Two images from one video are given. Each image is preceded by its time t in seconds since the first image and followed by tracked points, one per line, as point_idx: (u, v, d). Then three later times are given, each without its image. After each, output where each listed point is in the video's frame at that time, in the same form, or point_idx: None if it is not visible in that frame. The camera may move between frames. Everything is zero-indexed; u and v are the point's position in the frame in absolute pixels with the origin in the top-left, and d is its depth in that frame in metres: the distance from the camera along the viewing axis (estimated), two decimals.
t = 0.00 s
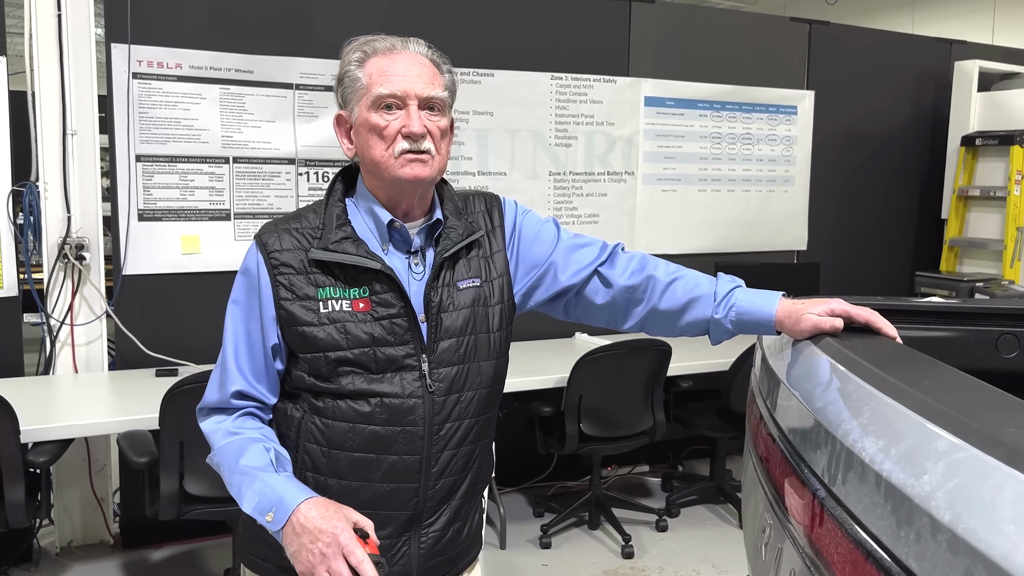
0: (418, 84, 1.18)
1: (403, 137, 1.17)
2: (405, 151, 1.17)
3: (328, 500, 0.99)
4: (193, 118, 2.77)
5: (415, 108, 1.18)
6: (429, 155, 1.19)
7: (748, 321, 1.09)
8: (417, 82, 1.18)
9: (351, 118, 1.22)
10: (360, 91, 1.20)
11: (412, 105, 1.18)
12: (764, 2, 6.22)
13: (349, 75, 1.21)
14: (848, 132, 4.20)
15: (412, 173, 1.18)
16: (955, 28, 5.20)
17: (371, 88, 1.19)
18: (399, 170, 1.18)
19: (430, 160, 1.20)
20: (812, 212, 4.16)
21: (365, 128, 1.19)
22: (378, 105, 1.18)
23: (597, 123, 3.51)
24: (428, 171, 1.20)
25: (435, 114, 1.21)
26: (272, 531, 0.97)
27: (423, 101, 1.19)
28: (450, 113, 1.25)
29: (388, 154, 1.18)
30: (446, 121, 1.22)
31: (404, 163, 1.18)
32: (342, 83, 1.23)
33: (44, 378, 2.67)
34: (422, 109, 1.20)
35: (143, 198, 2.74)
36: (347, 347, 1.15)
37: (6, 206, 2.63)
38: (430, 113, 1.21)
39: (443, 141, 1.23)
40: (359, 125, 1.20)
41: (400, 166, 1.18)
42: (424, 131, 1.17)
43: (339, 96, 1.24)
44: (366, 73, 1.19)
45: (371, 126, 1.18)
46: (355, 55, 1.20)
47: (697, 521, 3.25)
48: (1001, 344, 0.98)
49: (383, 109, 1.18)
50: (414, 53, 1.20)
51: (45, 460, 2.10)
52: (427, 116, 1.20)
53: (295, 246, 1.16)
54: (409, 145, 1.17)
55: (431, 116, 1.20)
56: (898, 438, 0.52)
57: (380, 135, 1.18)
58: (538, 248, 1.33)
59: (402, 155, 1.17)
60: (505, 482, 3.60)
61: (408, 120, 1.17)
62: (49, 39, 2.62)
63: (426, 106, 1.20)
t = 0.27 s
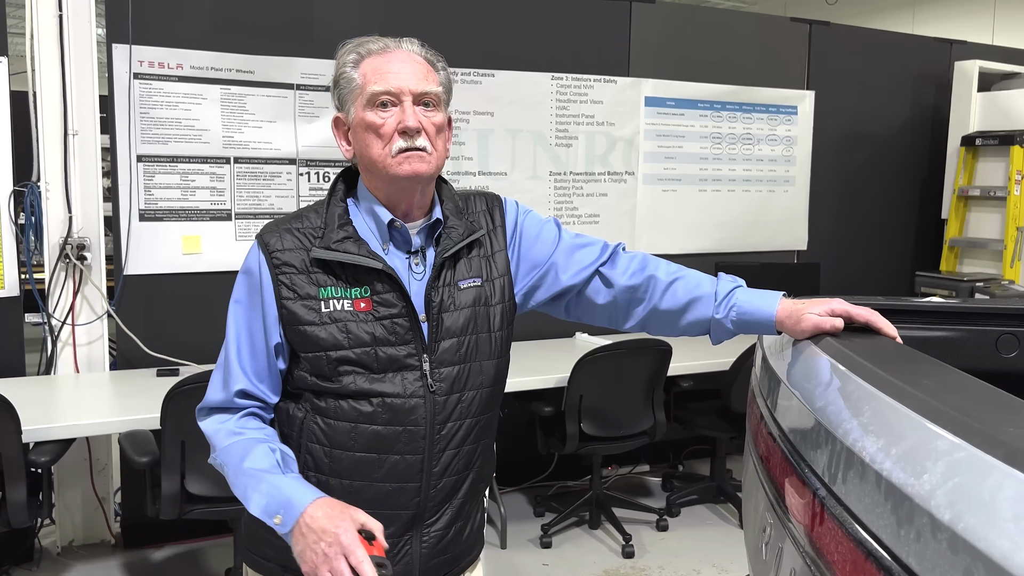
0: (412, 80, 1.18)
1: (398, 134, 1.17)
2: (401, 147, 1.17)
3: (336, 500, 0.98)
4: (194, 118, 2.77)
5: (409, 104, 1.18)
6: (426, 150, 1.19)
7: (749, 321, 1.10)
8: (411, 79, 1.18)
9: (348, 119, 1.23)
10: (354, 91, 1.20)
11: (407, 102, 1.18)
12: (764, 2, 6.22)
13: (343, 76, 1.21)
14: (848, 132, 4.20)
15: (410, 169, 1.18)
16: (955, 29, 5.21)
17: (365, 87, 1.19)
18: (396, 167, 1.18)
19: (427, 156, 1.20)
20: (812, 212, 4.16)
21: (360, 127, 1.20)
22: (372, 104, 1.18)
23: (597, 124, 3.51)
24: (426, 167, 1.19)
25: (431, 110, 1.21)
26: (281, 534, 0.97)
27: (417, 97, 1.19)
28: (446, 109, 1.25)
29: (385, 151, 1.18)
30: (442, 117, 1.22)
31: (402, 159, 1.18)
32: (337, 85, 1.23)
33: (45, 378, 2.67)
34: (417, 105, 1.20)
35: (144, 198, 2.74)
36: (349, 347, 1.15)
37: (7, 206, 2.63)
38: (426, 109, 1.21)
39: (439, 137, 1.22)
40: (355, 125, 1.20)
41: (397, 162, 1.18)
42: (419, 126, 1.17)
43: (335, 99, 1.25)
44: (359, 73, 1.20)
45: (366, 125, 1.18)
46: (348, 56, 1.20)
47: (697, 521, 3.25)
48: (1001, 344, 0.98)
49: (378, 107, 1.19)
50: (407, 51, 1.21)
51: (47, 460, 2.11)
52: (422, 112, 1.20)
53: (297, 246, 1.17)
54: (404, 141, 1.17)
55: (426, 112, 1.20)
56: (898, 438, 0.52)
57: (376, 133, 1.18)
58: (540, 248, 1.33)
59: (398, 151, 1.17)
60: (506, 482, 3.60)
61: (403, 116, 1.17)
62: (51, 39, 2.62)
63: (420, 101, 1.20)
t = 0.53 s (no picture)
0: (397, 74, 1.19)
1: (387, 128, 1.17)
2: (391, 141, 1.17)
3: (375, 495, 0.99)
4: (195, 118, 2.77)
5: (395, 99, 1.18)
6: (416, 142, 1.18)
7: (750, 321, 1.10)
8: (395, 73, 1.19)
9: (339, 121, 1.23)
10: (342, 93, 1.21)
11: (394, 96, 1.18)
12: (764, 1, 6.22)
13: (329, 79, 1.22)
14: (849, 132, 4.20)
15: (401, 162, 1.17)
16: (955, 28, 5.21)
17: (351, 87, 1.20)
18: (388, 161, 1.17)
19: (418, 148, 1.19)
20: (813, 212, 4.16)
21: (350, 127, 1.20)
22: (360, 102, 1.19)
23: (597, 123, 3.51)
24: (418, 159, 1.18)
25: (418, 103, 1.21)
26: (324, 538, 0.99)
27: (403, 90, 1.19)
28: (434, 102, 1.25)
29: (376, 147, 1.18)
30: (430, 109, 1.22)
31: (392, 153, 1.17)
32: (325, 90, 1.24)
33: (47, 378, 2.67)
34: (404, 99, 1.20)
35: (145, 198, 2.75)
36: (350, 344, 1.15)
37: (7, 206, 2.63)
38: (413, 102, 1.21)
39: (429, 129, 1.22)
40: (346, 126, 1.21)
41: (388, 157, 1.17)
42: (407, 118, 1.17)
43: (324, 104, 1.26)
44: (345, 74, 1.20)
45: (356, 123, 1.18)
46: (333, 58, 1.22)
47: (698, 520, 3.26)
48: (1001, 343, 0.98)
49: (365, 105, 1.19)
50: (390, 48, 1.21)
51: (48, 459, 2.11)
52: (410, 105, 1.20)
53: (299, 245, 1.17)
54: (393, 134, 1.17)
55: (414, 105, 1.20)
56: (898, 436, 0.52)
57: (365, 130, 1.18)
58: (540, 246, 1.33)
59: (389, 146, 1.17)
60: (506, 482, 3.61)
61: (390, 110, 1.17)
62: (51, 40, 2.63)
63: (407, 95, 1.20)
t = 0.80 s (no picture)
0: (382, 75, 1.18)
1: (375, 129, 1.17)
2: (380, 143, 1.17)
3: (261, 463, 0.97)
4: (195, 117, 2.78)
5: (383, 100, 1.18)
6: (405, 143, 1.18)
7: (751, 318, 1.10)
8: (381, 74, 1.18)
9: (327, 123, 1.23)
10: (329, 95, 1.21)
11: (381, 97, 1.18)
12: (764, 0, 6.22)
13: (316, 82, 1.22)
14: (849, 131, 4.20)
15: (390, 163, 1.17)
16: (955, 27, 5.21)
17: (337, 89, 1.19)
18: (378, 164, 1.17)
19: (407, 148, 1.19)
20: (813, 211, 4.16)
21: (339, 130, 1.20)
22: (348, 104, 1.19)
23: (598, 123, 3.51)
24: (407, 160, 1.18)
25: (405, 102, 1.20)
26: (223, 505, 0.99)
27: (390, 92, 1.19)
28: (422, 101, 1.25)
29: (365, 149, 1.18)
30: (418, 108, 1.22)
31: (382, 155, 1.17)
32: (312, 93, 1.24)
33: (47, 377, 2.68)
34: (391, 100, 1.20)
35: (146, 197, 2.75)
36: (343, 343, 1.15)
37: (8, 205, 2.63)
38: (401, 102, 1.20)
39: (418, 128, 1.22)
40: (334, 129, 1.21)
41: (378, 159, 1.17)
42: (395, 119, 1.17)
43: (313, 106, 1.26)
44: (332, 76, 1.20)
45: (344, 126, 1.19)
46: (320, 61, 1.21)
47: (698, 519, 3.26)
48: (1001, 341, 0.98)
49: (353, 107, 1.19)
50: (375, 48, 1.21)
51: (49, 458, 2.11)
52: (397, 106, 1.20)
53: (291, 247, 1.17)
54: (382, 136, 1.17)
55: (402, 105, 1.20)
56: (898, 434, 0.52)
57: (354, 133, 1.18)
58: (541, 242, 1.33)
59: (378, 148, 1.17)
60: (507, 481, 3.61)
61: (378, 112, 1.17)
62: (52, 40, 2.63)
63: (394, 95, 1.20)
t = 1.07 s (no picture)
0: (390, 83, 1.17)
1: (379, 139, 1.17)
2: (384, 153, 1.17)
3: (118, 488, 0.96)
4: (195, 116, 2.78)
5: (388, 109, 1.17)
6: (408, 153, 1.18)
7: (750, 317, 1.10)
8: (388, 82, 1.17)
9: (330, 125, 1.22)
10: (333, 98, 1.19)
11: (386, 106, 1.17)
12: None
13: (321, 83, 1.20)
14: (849, 129, 4.20)
15: (393, 173, 1.18)
16: (956, 26, 5.21)
17: (343, 93, 1.18)
18: (381, 173, 1.18)
19: (410, 158, 1.19)
20: (813, 209, 4.16)
21: (342, 135, 1.19)
22: (352, 110, 1.18)
23: (598, 121, 3.51)
24: (410, 169, 1.19)
25: (411, 111, 1.20)
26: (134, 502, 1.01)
27: (396, 100, 1.18)
28: (427, 107, 1.23)
29: (367, 158, 1.18)
30: (423, 116, 1.21)
31: (385, 164, 1.18)
32: (316, 91, 1.22)
33: (48, 376, 2.68)
34: (396, 108, 1.19)
35: (145, 196, 2.75)
36: (340, 343, 1.15)
37: (8, 204, 2.63)
38: (406, 110, 1.19)
39: (422, 137, 1.21)
40: (338, 133, 1.20)
41: (380, 169, 1.18)
42: (400, 130, 1.16)
43: (315, 104, 1.24)
44: (337, 79, 1.18)
45: (347, 132, 1.18)
46: (325, 62, 1.19)
47: (699, 518, 3.26)
48: (1001, 340, 0.98)
49: (357, 113, 1.18)
50: (383, 51, 1.19)
51: (49, 457, 2.11)
52: (402, 115, 1.19)
53: (288, 248, 1.18)
54: (386, 147, 1.17)
55: (406, 114, 1.19)
56: (897, 432, 0.52)
57: (358, 140, 1.18)
58: (541, 243, 1.33)
59: (381, 158, 1.17)
60: (507, 480, 3.61)
61: (382, 121, 1.16)
62: (51, 39, 2.62)
63: (400, 104, 1.18)
